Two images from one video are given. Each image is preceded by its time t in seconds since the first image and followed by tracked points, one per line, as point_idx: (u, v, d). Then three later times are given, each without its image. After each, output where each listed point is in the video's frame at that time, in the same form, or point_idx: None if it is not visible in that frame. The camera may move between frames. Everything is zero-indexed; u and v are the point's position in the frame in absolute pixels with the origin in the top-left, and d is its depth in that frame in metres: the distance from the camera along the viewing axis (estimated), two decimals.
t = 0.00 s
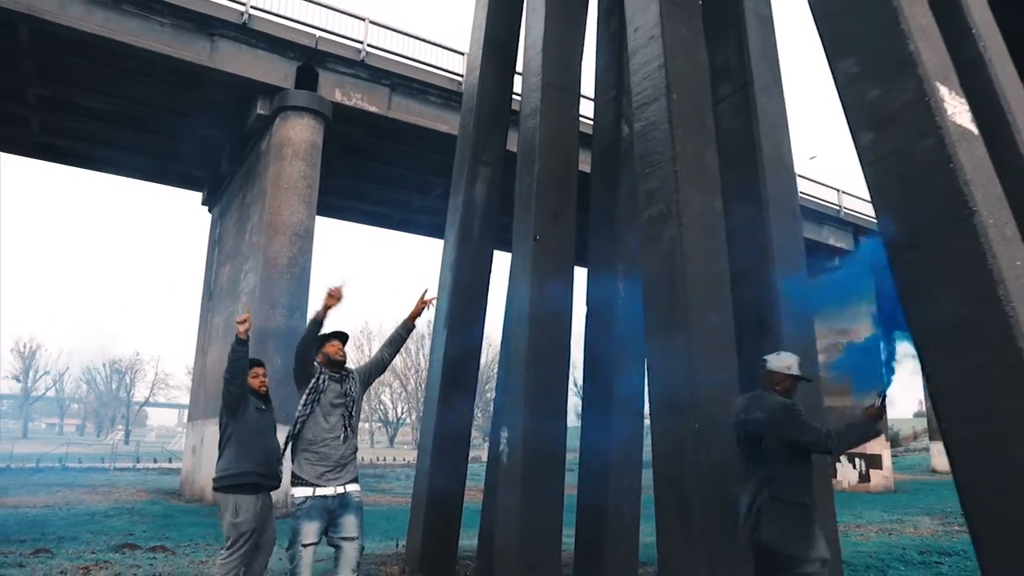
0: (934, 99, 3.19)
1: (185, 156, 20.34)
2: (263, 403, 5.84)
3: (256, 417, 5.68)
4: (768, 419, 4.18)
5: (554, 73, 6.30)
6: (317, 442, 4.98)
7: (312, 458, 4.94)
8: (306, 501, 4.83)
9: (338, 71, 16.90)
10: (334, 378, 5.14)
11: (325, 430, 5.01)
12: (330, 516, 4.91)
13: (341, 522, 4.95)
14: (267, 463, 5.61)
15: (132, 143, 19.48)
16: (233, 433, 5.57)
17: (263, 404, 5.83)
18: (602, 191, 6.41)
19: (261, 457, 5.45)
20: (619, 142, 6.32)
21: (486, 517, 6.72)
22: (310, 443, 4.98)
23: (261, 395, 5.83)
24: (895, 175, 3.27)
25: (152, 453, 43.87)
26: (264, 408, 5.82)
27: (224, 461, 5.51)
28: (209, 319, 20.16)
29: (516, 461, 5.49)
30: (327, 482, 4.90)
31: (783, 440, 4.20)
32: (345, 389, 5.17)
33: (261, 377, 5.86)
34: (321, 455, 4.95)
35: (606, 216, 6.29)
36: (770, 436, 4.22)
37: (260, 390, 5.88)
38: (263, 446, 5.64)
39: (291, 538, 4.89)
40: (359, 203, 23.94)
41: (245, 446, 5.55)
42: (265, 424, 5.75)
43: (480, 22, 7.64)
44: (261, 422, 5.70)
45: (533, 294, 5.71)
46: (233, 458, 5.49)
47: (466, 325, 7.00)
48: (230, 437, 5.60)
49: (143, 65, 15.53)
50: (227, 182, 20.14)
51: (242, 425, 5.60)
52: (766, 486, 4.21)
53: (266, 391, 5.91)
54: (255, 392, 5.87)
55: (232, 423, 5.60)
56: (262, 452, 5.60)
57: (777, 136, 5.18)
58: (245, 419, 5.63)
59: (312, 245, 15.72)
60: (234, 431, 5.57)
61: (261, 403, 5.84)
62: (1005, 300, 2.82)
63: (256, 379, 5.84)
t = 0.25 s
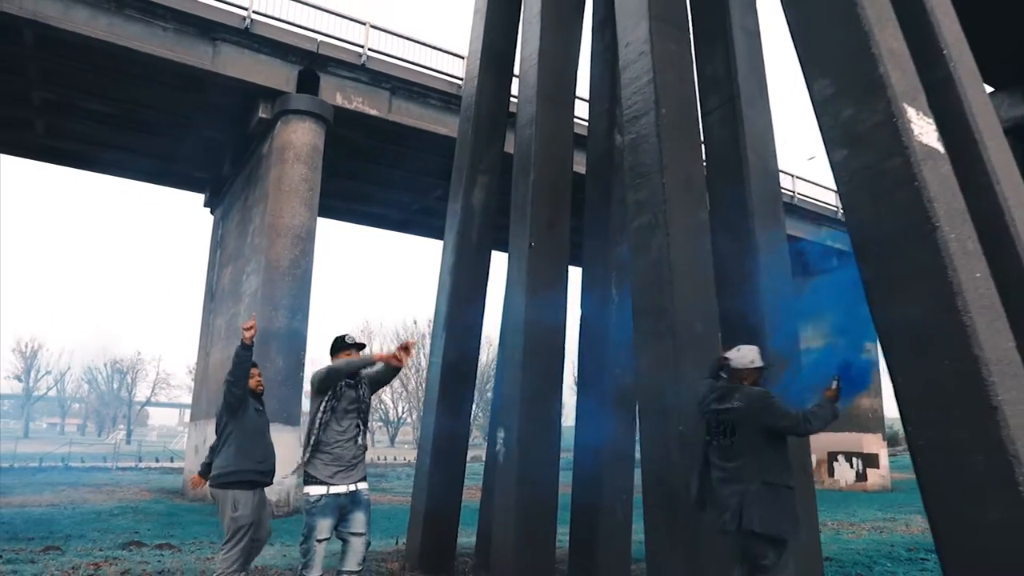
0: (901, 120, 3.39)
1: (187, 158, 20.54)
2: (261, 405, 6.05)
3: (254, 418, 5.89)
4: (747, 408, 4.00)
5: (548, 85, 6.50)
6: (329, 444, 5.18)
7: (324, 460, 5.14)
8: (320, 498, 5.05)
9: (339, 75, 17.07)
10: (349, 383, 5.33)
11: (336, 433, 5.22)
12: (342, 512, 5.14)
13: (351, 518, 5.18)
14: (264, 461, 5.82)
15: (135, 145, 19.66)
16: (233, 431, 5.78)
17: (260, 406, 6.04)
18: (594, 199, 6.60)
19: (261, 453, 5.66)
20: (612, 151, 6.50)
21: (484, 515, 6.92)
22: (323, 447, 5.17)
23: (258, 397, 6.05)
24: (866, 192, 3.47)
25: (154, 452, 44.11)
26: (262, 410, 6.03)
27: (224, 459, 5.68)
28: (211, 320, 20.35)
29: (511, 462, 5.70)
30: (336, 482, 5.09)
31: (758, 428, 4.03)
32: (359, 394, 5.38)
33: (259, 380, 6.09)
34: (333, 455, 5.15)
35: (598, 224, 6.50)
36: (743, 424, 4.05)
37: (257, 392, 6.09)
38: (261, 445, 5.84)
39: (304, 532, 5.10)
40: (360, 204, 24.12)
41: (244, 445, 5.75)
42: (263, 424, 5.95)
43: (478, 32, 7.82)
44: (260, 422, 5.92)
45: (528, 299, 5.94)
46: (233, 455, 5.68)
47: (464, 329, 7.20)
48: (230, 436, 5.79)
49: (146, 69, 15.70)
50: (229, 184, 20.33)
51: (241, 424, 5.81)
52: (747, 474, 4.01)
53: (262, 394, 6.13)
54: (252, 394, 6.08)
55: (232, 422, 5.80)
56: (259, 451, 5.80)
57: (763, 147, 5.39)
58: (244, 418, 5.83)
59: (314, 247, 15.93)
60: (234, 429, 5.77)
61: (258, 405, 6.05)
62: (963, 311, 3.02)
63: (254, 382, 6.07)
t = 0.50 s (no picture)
0: (876, 138, 3.57)
1: (190, 161, 20.72)
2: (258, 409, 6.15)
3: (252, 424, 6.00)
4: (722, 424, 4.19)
5: (545, 95, 6.68)
6: (343, 455, 5.32)
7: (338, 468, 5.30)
8: (334, 499, 5.24)
9: (340, 79, 17.24)
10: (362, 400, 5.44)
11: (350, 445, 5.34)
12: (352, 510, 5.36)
13: (362, 518, 5.41)
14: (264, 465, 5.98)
15: (138, 148, 19.83)
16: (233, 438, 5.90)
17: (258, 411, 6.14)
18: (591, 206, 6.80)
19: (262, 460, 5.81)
20: (607, 160, 6.70)
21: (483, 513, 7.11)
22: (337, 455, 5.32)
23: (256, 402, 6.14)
24: (843, 207, 3.66)
25: (156, 452, 44.28)
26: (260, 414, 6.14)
27: (226, 463, 5.81)
28: (214, 321, 20.56)
29: (509, 462, 5.90)
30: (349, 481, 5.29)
31: (735, 442, 4.23)
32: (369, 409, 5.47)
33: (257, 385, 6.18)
34: (346, 464, 5.31)
35: (594, 231, 6.70)
36: (722, 439, 4.21)
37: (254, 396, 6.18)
38: (261, 449, 5.99)
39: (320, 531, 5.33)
40: (362, 205, 24.30)
41: (244, 451, 5.89)
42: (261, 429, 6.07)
43: (476, 43, 8.00)
44: (259, 426, 6.05)
45: (526, 304, 6.13)
46: (233, 461, 5.81)
47: (463, 333, 7.39)
48: (231, 442, 5.92)
49: (149, 74, 15.88)
50: (231, 186, 20.52)
51: (241, 430, 5.92)
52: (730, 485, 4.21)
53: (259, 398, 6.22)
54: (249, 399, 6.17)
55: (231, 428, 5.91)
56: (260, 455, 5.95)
57: (752, 158, 5.58)
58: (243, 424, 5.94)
59: (316, 249, 16.12)
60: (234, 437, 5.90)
61: (256, 409, 6.15)
62: (931, 319, 3.21)
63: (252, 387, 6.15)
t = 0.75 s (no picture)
0: (854, 152, 3.77)
1: (194, 163, 20.94)
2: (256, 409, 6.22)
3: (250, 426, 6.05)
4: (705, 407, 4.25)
5: (544, 104, 6.88)
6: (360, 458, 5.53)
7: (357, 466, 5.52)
8: (354, 490, 5.46)
9: (342, 82, 17.43)
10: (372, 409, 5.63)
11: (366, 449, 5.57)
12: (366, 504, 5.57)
13: (373, 512, 5.59)
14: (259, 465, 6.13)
15: (143, 150, 20.05)
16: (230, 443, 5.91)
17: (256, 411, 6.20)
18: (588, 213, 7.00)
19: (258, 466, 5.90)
20: (604, 167, 6.90)
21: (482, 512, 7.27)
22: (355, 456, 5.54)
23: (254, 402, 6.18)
24: (823, 219, 3.86)
25: (159, 450, 44.51)
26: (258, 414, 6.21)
27: (225, 464, 5.92)
28: (217, 321, 20.78)
29: (507, 460, 6.11)
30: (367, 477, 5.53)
31: (716, 425, 4.31)
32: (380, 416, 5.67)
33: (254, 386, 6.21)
34: (363, 464, 5.53)
35: (591, 236, 6.91)
36: (705, 419, 4.28)
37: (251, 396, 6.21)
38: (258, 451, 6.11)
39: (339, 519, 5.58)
40: (364, 206, 24.51)
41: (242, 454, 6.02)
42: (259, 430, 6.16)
43: (477, 52, 8.20)
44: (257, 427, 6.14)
45: (524, 308, 6.33)
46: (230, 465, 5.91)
47: (464, 335, 7.59)
48: (229, 442, 6.02)
49: (154, 78, 16.09)
50: (235, 188, 20.73)
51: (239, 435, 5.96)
52: (709, 466, 4.27)
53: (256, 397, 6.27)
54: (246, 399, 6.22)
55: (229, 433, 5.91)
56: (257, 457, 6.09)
57: (743, 167, 5.77)
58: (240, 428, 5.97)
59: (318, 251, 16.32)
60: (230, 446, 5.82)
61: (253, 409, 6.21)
62: (903, 325, 3.42)
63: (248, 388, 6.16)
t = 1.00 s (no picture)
0: (835, 165, 3.95)
1: (197, 165, 21.13)
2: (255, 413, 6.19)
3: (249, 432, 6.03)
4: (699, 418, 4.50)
5: (541, 112, 7.06)
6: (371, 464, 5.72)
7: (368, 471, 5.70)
8: (365, 490, 5.64)
9: (344, 85, 17.60)
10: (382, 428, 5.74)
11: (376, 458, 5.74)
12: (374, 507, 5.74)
13: (384, 512, 5.81)
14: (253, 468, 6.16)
15: (147, 153, 20.24)
16: (235, 449, 5.81)
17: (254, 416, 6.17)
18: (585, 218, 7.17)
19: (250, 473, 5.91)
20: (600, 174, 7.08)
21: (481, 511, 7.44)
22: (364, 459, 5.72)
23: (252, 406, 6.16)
24: (806, 228, 4.04)
25: (162, 450, 44.71)
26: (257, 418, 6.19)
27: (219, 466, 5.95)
28: (220, 322, 20.97)
29: (506, 459, 6.30)
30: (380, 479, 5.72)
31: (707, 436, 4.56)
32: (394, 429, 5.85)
33: (253, 391, 6.16)
34: (374, 467, 5.72)
35: (587, 241, 7.08)
36: (698, 430, 4.50)
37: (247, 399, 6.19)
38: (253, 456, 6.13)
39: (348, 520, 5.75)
40: (365, 208, 24.69)
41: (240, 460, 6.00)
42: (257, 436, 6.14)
43: (476, 60, 8.39)
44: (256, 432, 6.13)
45: (522, 311, 6.52)
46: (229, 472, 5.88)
47: (464, 337, 7.77)
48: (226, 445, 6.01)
49: (158, 82, 16.27)
50: (238, 190, 20.92)
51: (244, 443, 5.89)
52: (700, 475, 4.47)
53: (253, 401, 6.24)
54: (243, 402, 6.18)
55: (232, 439, 5.81)
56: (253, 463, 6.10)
57: (734, 175, 5.94)
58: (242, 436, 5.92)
59: (321, 253, 16.51)
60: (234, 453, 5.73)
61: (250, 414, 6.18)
62: (879, 330, 3.60)
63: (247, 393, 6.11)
